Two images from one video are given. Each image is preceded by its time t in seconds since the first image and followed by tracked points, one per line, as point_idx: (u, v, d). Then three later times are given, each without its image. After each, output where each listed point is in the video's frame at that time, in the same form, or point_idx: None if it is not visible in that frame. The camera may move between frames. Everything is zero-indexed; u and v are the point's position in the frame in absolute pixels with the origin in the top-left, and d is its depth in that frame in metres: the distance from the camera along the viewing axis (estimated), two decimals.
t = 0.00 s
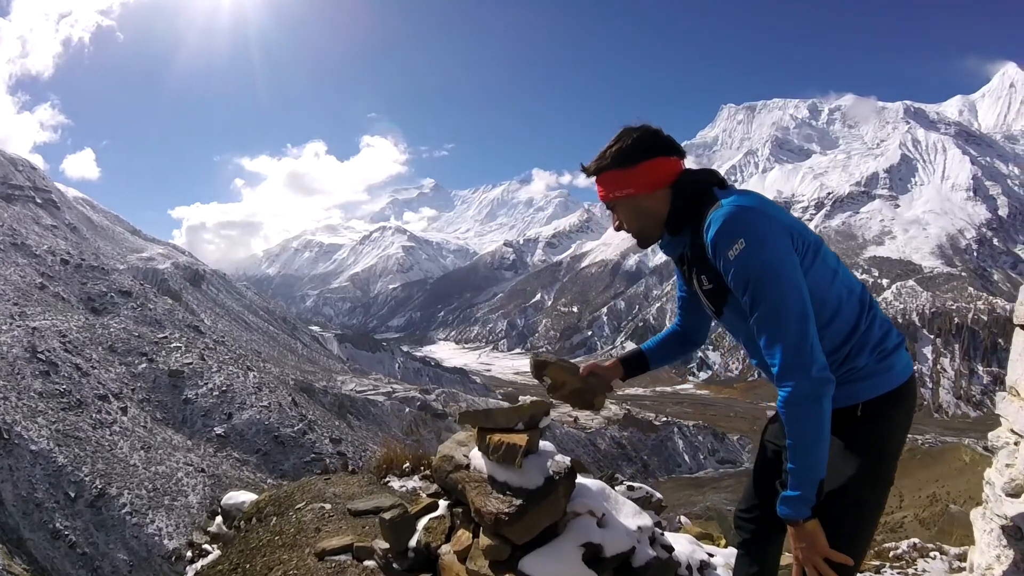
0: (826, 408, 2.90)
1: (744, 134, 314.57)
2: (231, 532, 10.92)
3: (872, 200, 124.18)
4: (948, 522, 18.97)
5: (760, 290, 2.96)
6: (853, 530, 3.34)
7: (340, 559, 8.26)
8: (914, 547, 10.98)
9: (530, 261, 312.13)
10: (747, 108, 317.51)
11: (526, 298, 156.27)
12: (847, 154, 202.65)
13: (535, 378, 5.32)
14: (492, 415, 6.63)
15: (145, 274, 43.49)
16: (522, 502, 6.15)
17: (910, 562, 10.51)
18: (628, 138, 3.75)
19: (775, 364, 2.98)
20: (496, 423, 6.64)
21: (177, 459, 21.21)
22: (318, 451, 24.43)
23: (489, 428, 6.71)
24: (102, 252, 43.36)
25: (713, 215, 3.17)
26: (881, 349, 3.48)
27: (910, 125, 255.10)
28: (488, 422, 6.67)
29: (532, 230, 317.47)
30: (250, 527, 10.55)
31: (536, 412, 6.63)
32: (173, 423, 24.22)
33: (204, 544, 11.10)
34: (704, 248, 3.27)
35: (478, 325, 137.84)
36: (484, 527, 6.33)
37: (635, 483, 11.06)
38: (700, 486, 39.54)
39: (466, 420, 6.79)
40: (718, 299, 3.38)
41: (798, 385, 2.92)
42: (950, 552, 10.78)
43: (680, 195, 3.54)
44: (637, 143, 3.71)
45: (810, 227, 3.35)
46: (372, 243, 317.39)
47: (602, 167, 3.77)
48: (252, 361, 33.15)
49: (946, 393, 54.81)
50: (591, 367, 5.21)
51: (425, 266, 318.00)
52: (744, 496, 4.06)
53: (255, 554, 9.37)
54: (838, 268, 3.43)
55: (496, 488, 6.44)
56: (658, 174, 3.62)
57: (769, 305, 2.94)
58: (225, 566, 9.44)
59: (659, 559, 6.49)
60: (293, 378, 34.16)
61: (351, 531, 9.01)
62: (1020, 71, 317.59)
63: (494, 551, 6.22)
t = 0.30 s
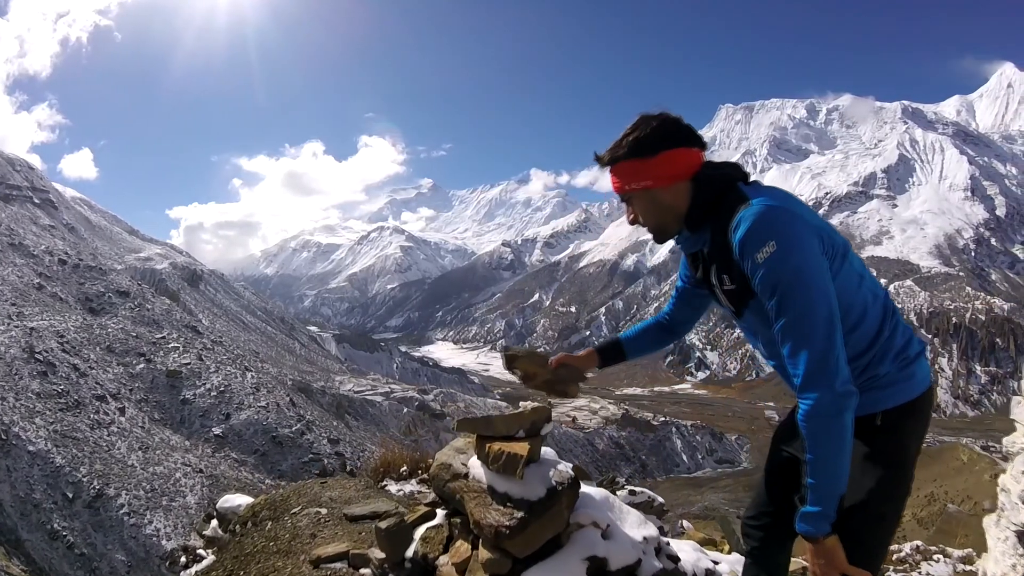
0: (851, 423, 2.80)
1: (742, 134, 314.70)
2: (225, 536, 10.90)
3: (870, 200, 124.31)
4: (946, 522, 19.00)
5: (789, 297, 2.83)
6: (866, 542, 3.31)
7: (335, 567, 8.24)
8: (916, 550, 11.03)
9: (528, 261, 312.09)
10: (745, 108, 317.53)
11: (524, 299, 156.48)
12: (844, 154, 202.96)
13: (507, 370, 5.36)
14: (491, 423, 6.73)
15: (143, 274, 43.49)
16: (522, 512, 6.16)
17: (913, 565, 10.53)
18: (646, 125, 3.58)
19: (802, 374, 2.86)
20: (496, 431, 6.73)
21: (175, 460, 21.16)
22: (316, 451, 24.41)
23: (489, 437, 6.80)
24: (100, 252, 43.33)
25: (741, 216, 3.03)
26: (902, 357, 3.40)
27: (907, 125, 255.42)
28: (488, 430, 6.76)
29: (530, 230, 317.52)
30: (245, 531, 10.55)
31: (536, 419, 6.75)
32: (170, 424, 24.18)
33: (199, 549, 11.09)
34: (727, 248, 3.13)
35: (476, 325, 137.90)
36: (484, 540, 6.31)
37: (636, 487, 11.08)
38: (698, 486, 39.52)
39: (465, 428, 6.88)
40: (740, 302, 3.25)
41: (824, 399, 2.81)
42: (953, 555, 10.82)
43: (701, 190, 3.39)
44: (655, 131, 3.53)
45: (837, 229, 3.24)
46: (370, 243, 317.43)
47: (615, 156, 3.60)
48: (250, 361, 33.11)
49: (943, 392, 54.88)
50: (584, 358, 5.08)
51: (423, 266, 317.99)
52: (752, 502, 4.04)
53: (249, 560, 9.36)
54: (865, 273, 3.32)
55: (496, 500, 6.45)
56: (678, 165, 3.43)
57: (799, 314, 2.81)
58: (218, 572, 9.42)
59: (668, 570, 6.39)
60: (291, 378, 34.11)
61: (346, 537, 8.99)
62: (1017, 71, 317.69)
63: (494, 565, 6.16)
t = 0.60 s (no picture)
0: (878, 428, 2.78)
1: (740, 134, 314.67)
2: (219, 540, 10.87)
3: (867, 200, 124.43)
4: (943, 522, 19.09)
5: (821, 297, 2.78)
6: (887, 549, 3.27)
7: (329, 572, 8.14)
8: (920, 551, 11.02)
9: (526, 261, 312.11)
10: (743, 108, 317.46)
11: (522, 299, 156.61)
12: (842, 154, 203.13)
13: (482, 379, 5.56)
14: (490, 428, 6.73)
15: (140, 274, 43.47)
16: (523, 522, 6.16)
17: (917, 567, 10.51)
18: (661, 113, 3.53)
19: (829, 378, 2.82)
20: (494, 435, 6.73)
21: (172, 460, 21.11)
22: (314, 451, 24.39)
23: (486, 441, 6.80)
24: (98, 252, 43.27)
25: (771, 212, 3.00)
26: (924, 358, 3.41)
27: (906, 125, 255.27)
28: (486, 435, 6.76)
29: (528, 230, 317.51)
30: (238, 535, 10.51)
31: (536, 423, 6.78)
32: (168, 425, 24.15)
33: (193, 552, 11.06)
34: (749, 244, 3.10)
35: (474, 326, 137.95)
36: (482, 551, 6.31)
37: (637, 490, 11.10)
38: (696, 485, 39.53)
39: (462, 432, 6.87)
40: (761, 301, 3.22)
41: (853, 402, 2.77)
42: (957, 557, 10.79)
43: (718, 184, 3.36)
44: (670, 120, 3.49)
45: (862, 227, 3.23)
46: (368, 243, 317.47)
47: (627, 147, 3.55)
48: (248, 361, 33.05)
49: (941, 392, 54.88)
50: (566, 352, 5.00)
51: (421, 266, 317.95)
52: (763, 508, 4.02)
53: (242, 565, 9.33)
54: (888, 273, 3.32)
55: (495, 508, 6.44)
56: (695, 155, 3.40)
57: (829, 314, 2.77)
58: None
59: None
60: (289, 378, 34.06)
61: (341, 543, 8.92)
62: (1015, 71, 317.59)
63: None
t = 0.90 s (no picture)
0: (913, 428, 2.77)
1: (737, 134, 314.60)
2: (213, 543, 10.87)
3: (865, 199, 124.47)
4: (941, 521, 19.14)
5: (855, 293, 2.77)
6: (913, 551, 3.28)
7: None
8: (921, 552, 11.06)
9: (523, 261, 312.07)
10: (740, 108, 317.53)
11: (519, 299, 156.73)
12: (839, 154, 203.38)
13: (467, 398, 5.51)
14: (485, 430, 6.66)
15: (138, 274, 43.41)
16: (520, 529, 6.17)
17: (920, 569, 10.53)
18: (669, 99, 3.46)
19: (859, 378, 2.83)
20: (491, 440, 6.65)
21: (170, 461, 21.06)
22: (312, 451, 24.36)
23: (483, 445, 6.72)
24: (96, 252, 43.17)
25: (801, 203, 2.96)
26: (951, 353, 3.42)
27: (902, 124, 255.17)
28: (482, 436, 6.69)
29: (525, 230, 317.47)
30: (232, 538, 10.50)
31: (534, 423, 6.70)
32: (165, 425, 24.10)
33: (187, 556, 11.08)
34: (773, 239, 3.08)
35: (472, 325, 138.00)
36: (477, 559, 6.31)
37: (638, 493, 11.18)
38: (694, 485, 39.52)
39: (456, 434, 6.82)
40: (788, 297, 3.21)
41: (885, 403, 2.77)
42: (958, 557, 10.83)
43: (732, 175, 3.32)
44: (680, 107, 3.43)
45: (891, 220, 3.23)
46: (365, 243, 317.45)
47: (630, 137, 3.46)
48: (245, 361, 33.01)
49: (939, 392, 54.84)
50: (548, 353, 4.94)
51: (418, 266, 318.08)
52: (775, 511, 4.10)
53: (235, 569, 9.31)
54: (915, 267, 3.32)
55: (491, 516, 6.43)
56: (706, 143, 3.32)
57: (864, 311, 2.76)
58: None
59: None
60: (287, 378, 34.00)
61: (334, 548, 8.91)
62: (1012, 71, 317.58)
63: None
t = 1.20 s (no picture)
0: (952, 438, 2.72)
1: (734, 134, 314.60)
2: (203, 545, 10.83)
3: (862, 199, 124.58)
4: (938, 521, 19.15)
5: (894, 292, 2.65)
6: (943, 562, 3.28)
7: None
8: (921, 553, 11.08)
9: (520, 261, 312.09)
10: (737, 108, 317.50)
11: (516, 299, 156.90)
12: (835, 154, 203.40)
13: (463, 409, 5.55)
14: (479, 434, 6.53)
15: (134, 274, 43.29)
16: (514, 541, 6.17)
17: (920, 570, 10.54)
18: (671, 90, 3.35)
19: (896, 378, 2.74)
20: (483, 445, 6.52)
21: (166, 462, 21.01)
22: (309, 451, 24.33)
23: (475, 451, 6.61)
24: (91, 252, 43.05)
25: (830, 195, 2.83)
26: (982, 349, 3.32)
27: (899, 124, 255.22)
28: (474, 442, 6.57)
29: (522, 230, 317.45)
30: (223, 541, 10.45)
31: (530, 424, 6.52)
32: (162, 426, 24.05)
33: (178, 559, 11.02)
34: (796, 235, 2.99)
35: (469, 325, 138.02)
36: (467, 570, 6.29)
37: (636, 496, 11.19)
38: (691, 485, 39.53)
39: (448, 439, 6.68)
40: (815, 295, 3.11)
41: (924, 407, 2.70)
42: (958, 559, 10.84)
43: (742, 169, 3.20)
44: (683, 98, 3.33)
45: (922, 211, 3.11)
46: (361, 243, 317.39)
47: (621, 132, 3.39)
48: (242, 362, 32.92)
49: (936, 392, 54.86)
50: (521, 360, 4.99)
51: (415, 266, 318.15)
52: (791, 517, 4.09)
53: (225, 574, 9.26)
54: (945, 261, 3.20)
55: (483, 527, 6.39)
56: (706, 136, 3.22)
57: (905, 313, 2.64)
58: None
59: None
60: (284, 379, 33.90)
61: (324, 552, 8.88)
62: (1009, 71, 317.65)
63: None
